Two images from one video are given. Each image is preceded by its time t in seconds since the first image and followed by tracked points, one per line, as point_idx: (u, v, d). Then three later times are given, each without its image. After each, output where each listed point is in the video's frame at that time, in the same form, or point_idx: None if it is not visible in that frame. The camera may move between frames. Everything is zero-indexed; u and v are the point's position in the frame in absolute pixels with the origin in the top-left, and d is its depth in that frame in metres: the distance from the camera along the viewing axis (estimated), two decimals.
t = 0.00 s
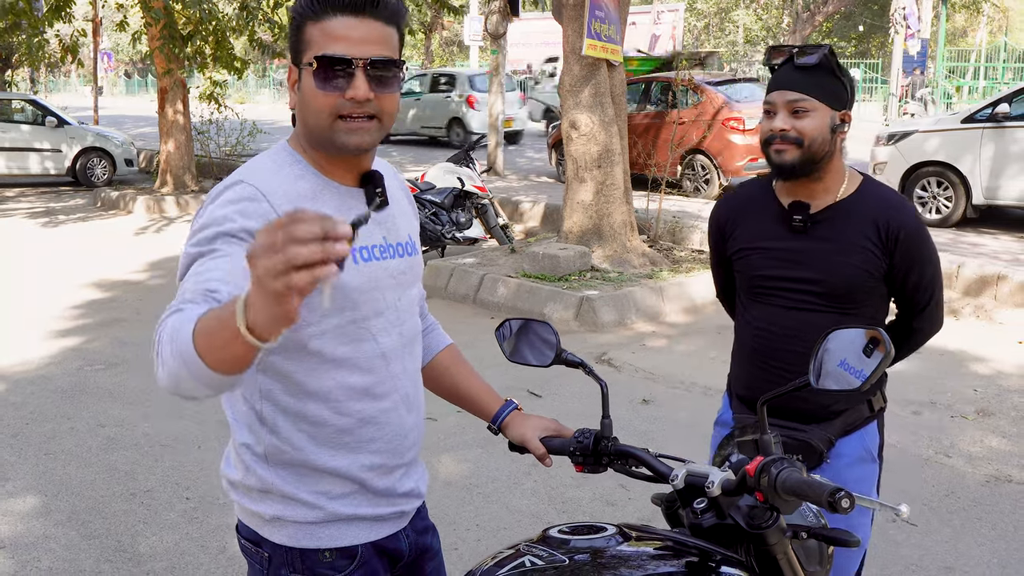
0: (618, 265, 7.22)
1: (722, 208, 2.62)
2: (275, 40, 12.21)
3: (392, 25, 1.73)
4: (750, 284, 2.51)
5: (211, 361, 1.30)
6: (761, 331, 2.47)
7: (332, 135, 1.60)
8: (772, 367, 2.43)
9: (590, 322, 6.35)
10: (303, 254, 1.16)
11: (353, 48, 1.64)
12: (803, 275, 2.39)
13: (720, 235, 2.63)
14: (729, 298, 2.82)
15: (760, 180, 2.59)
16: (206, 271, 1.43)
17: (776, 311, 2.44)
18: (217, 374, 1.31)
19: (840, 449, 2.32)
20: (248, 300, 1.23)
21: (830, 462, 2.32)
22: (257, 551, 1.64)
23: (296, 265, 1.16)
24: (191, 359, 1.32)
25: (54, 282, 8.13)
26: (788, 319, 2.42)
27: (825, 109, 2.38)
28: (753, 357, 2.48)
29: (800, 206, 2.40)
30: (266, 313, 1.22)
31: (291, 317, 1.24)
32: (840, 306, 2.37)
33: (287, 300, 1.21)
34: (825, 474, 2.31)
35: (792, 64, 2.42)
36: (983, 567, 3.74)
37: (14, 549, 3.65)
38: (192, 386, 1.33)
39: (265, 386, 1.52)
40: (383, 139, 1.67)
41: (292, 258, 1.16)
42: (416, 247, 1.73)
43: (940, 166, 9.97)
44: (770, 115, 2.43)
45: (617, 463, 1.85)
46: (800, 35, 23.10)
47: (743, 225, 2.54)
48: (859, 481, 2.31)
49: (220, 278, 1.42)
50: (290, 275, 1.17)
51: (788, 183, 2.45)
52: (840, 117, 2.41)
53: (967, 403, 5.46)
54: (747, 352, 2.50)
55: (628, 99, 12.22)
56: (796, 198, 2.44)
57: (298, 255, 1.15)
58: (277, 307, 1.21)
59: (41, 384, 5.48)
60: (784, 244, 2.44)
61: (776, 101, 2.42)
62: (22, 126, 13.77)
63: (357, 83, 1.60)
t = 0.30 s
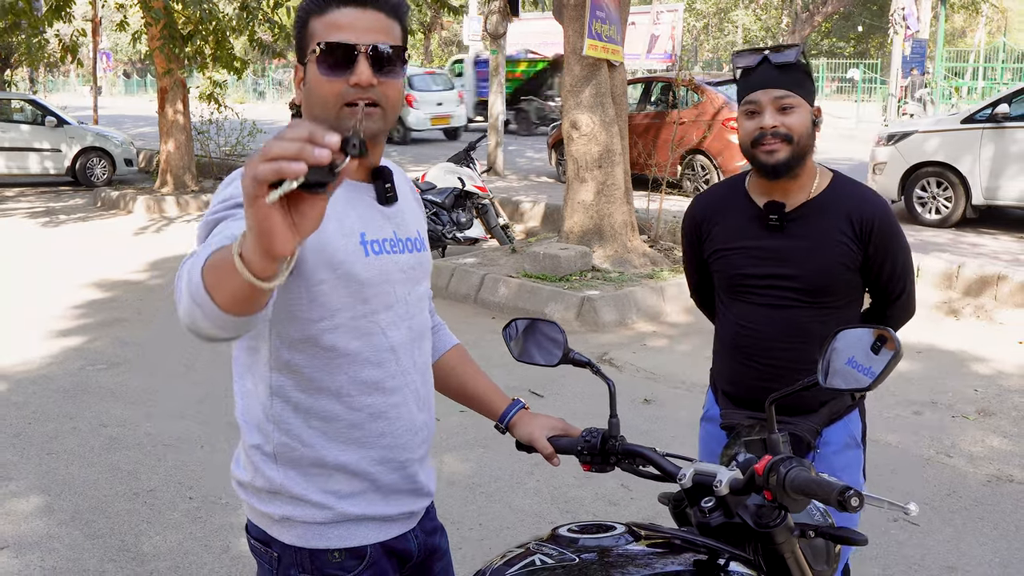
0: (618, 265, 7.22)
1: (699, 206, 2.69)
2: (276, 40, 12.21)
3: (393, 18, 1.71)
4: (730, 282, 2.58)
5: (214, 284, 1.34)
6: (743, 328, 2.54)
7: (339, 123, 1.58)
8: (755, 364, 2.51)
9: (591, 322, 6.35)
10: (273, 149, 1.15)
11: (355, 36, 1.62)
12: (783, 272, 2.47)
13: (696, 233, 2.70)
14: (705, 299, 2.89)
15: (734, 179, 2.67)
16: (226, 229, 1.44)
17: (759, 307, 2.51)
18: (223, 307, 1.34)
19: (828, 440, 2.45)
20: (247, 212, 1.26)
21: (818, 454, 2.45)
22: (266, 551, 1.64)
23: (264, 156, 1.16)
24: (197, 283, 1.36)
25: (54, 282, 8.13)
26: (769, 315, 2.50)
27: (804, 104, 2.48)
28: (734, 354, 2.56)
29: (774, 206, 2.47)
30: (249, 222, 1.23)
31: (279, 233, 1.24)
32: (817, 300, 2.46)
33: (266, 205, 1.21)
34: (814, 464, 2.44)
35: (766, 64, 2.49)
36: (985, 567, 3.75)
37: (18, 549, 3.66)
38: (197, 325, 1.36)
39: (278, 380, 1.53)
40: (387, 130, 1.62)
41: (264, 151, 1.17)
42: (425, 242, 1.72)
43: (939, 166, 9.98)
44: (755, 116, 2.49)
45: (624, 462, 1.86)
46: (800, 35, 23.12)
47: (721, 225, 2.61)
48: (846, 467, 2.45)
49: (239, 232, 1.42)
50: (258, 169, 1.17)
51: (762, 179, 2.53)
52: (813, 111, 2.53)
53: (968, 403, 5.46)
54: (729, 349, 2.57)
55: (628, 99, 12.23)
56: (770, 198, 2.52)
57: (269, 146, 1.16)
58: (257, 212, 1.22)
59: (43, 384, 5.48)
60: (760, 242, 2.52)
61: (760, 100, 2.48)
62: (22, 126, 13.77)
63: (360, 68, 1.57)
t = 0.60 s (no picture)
0: (623, 266, 7.22)
1: (690, 216, 2.70)
2: (279, 40, 12.20)
3: (410, 17, 1.67)
4: (726, 289, 2.59)
5: (234, 259, 1.34)
6: (743, 333, 2.55)
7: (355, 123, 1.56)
8: (756, 367, 2.52)
9: (595, 323, 6.34)
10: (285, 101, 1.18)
11: (373, 37, 1.59)
12: (779, 276, 2.50)
13: (688, 243, 2.71)
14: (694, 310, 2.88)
15: (723, 187, 2.69)
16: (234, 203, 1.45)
17: (758, 309, 2.52)
18: (246, 282, 1.34)
19: (829, 438, 2.49)
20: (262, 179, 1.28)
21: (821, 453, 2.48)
22: (283, 561, 1.62)
23: (274, 113, 1.18)
24: (216, 260, 1.36)
25: (57, 282, 8.11)
26: (771, 318, 2.51)
27: (790, 103, 2.54)
28: (733, 360, 2.57)
29: (769, 209, 2.51)
30: (264, 186, 1.25)
31: (296, 195, 1.25)
32: (815, 297, 2.48)
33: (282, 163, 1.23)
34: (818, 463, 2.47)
35: (749, 67, 2.56)
36: (992, 569, 3.74)
37: (23, 551, 3.65)
38: (224, 302, 1.36)
39: (298, 384, 1.53)
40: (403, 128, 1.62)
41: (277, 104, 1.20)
42: (440, 247, 1.72)
43: (942, 167, 9.97)
44: (742, 118, 2.55)
45: (638, 468, 1.85)
46: (801, 35, 23.11)
47: (715, 233, 2.63)
48: (846, 465, 2.49)
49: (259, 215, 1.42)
50: (268, 125, 1.19)
51: (750, 181, 2.57)
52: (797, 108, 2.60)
53: (973, 404, 5.46)
54: (729, 355, 2.58)
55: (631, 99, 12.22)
56: (760, 203, 2.57)
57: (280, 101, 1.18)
58: (273, 173, 1.24)
59: (47, 385, 5.47)
60: (754, 246, 2.54)
61: (749, 102, 2.54)
62: (23, 126, 13.75)
63: (376, 64, 1.53)
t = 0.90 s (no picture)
0: (629, 268, 7.18)
1: (693, 223, 2.60)
2: (284, 40, 12.16)
3: (425, 24, 1.67)
4: (731, 297, 2.50)
5: (244, 275, 1.30)
6: (749, 341, 2.46)
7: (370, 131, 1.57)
8: (761, 375, 2.42)
9: (602, 326, 6.31)
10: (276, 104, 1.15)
11: (388, 42, 1.59)
12: (785, 283, 2.41)
13: (691, 251, 2.61)
14: (699, 321, 2.78)
15: (727, 195, 2.60)
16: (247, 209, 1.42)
17: (762, 318, 2.44)
18: (260, 293, 1.30)
19: (833, 446, 2.43)
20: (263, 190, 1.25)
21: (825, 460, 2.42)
22: None
23: (267, 119, 1.15)
24: (227, 278, 1.32)
25: (61, 283, 8.08)
26: (776, 326, 2.42)
27: (798, 112, 2.45)
28: (736, 369, 2.47)
29: (774, 217, 2.42)
30: (267, 196, 1.22)
31: (300, 198, 1.22)
32: (820, 306, 2.40)
33: (283, 168, 1.20)
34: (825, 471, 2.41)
35: (759, 73, 2.46)
36: None
37: (26, 557, 3.62)
38: (243, 316, 1.32)
39: (314, 403, 1.50)
40: (422, 135, 1.61)
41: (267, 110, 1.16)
42: (454, 259, 1.69)
43: (949, 169, 9.92)
44: (750, 124, 2.46)
45: (652, 482, 1.82)
46: (806, 36, 23.08)
47: (720, 240, 2.53)
48: (851, 472, 2.43)
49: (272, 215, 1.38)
50: (262, 133, 1.16)
51: (755, 188, 2.49)
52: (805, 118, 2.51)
53: (982, 410, 5.42)
54: (732, 363, 2.49)
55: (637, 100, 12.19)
56: (765, 210, 2.48)
57: (271, 105, 1.15)
58: (275, 180, 1.21)
59: (51, 387, 5.44)
60: (759, 254, 2.46)
61: (757, 110, 2.44)
62: (27, 125, 13.73)
63: (393, 75, 1.55)
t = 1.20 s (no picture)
0: (638, 272, 7.12)
1: (704, 232, 2.52)
2: (292, 41, 12.12)
3: (434, 34, 1.63)
4: (741, 308, 2.41)
5: (246, 308, 1.24)
6: (758, 353, 2.37)
7: (380, 148, 1.52)
8: (772, 388, 2.32)
9: (611, 330, 6.24)
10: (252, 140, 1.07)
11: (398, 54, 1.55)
12: (796, 295, 2.32)
13: (701, 261, 2.53)
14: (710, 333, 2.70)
15: (738, 203, 2.52)
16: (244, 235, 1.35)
17: (774, 330, 2.34)
18: (265, 321, 1.24)
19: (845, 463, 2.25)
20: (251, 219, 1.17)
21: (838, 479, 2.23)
22: None
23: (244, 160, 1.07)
24: (229, 313, 1.26)
25: (67, 285, 8.04)
26: (787, 338, 2.32)
27: (812, 120, 2.37)
28: (747, 381, 2.38)
29: (784, 226, 2.33)
30: (258, 228, 1.14)
31: (294, 228, 1.15)
32: (832, 316, 2.29)
33: (270, 205, 1.12)
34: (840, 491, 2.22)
35: (774, 81, 2.39)
36: None
37: (28, 567, 3.57)
38: (252, 346, 1.26)
39: (324, 430, 1.45)
40: (433, 151, 1.58)
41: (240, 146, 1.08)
42: (468, 278, 1.65)
43: (960, 172, 9.84)
44: (762, 133, 2.39)
45: (666, 504, 1.75)
46: (815, 37, 23.01)
47: (731, 249, 2.45)
48: (864, 491, 2.25)
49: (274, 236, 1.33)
50: (241, 176, 1.08)
51: (767, 195, 2.40)
52: (818, 126, 2.43)
53: (996, 417, 5.34)
54: (743, 375, 2.40)
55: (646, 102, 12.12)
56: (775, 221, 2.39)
57: (244, 141, 1.07)
58: (263, 218, 1.13)
59: (56, 392, 5.40)
60: (770, 263, 2.37)
61: (770, 118, 2.37)
62: (35, 125, 13.71)
63: (405, 90, 1.51)
